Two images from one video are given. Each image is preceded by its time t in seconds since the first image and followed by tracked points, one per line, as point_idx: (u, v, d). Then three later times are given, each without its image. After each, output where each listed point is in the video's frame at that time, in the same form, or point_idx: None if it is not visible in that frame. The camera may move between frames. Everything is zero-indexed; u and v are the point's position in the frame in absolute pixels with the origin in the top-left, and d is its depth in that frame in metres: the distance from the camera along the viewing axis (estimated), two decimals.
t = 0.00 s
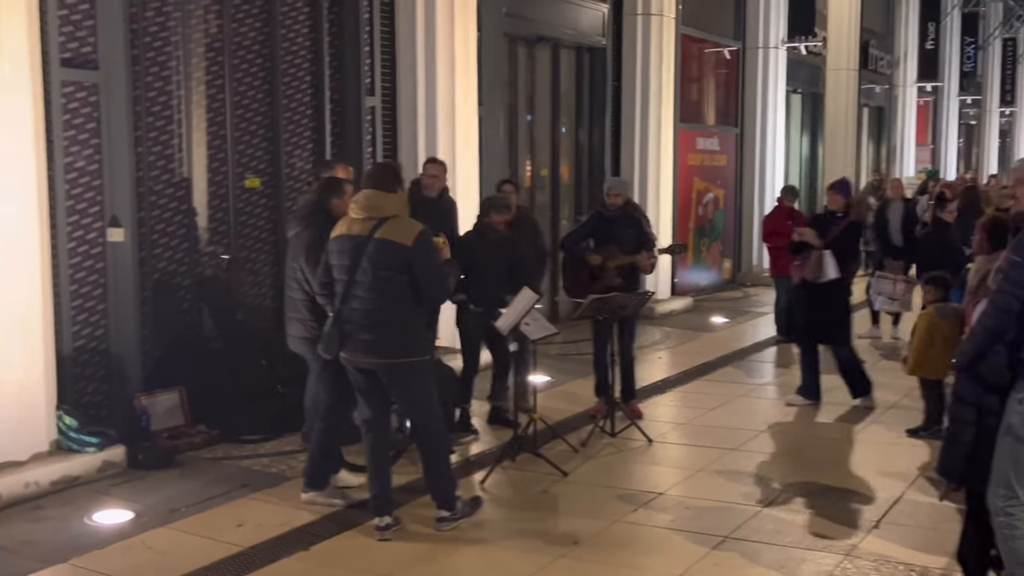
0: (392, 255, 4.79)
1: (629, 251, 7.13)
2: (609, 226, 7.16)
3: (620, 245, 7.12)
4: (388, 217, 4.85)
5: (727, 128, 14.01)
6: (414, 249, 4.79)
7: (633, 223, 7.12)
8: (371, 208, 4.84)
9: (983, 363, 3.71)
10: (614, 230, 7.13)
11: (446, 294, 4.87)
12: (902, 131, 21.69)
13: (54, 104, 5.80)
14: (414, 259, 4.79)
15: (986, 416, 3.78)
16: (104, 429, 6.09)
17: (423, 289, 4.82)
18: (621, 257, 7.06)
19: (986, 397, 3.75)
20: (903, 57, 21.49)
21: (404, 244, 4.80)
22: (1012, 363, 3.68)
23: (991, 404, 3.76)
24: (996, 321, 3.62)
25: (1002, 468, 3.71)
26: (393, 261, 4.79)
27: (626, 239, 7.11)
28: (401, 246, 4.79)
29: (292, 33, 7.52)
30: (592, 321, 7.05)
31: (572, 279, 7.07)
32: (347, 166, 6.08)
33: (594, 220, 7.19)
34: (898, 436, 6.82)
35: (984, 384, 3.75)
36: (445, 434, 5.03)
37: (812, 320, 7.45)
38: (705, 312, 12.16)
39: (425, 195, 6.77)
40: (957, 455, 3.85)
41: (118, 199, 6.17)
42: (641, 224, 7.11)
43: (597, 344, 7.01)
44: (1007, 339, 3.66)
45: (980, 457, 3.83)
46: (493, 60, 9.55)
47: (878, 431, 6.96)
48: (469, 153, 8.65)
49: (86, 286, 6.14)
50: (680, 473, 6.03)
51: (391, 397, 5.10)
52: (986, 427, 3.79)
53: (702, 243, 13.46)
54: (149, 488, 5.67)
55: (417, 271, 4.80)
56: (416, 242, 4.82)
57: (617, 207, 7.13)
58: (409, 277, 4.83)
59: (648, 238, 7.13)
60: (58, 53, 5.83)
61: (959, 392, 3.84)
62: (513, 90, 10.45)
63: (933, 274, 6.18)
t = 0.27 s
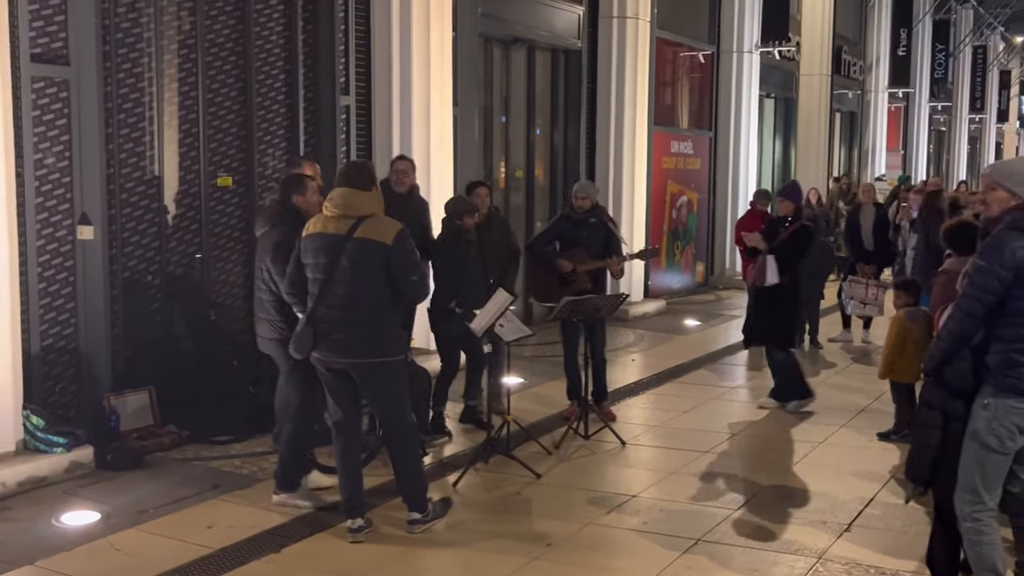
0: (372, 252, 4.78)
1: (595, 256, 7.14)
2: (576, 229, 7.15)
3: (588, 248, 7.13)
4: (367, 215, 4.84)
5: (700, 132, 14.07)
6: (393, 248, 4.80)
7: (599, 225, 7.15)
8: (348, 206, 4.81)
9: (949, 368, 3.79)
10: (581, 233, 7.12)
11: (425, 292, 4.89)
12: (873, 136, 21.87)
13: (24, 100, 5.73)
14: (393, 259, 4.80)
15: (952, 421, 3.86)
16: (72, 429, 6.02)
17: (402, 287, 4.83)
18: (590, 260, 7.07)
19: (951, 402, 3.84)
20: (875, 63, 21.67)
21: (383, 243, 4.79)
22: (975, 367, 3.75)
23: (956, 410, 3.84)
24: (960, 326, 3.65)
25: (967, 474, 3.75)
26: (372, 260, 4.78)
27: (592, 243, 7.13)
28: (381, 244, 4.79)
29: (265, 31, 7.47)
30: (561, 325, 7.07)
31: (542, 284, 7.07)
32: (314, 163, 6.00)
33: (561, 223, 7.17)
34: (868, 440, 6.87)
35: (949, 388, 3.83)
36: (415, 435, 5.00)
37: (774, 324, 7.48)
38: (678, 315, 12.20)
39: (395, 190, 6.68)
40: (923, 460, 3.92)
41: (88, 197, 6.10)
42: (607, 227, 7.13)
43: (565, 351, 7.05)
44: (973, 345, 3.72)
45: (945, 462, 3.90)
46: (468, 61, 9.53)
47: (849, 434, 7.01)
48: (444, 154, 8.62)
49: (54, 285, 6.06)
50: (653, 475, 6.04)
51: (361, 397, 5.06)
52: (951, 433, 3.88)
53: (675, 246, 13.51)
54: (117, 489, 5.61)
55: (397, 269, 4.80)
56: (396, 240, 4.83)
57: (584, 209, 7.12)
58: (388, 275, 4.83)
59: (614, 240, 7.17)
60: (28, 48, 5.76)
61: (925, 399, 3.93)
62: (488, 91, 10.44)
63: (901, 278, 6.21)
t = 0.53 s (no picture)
0: (365, 255, 4.76)
1: (583, 258, 7.14)
2: (564, 232, 7.13)
3: (576, 251, 7.13)
4: (363, 217, 4.82)
5: (691, 134, 14.09)
6: (387, 251, 4.78)
7: (586, 228, 7.16)
8: (341, 207, 4.79)
9: (926, 377, 3.76)
10: (570, 235, 7.12)
11: (419, 296, 4.87)
12: (864, 140, 21.90)
13: (13, 97, 5.70)
14: (387, 261, 4.78)
15: (928, 430, 3.83)
16: (59, 427, 5.99)
17: (395, 290, 4.81)
18: (579, 262, 7.07)
19: (926, 410, 3.81)
20: (866, 67, 21.73)
21: (377, 245, 4.78)
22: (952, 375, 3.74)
23: (931, 419, 3.82)
24: (938, 335, 3.62)
25: (944, 484, 3.75)
26: (365, 263, 4.76)
27: (581, 245, 7.14)
28: (375, 247, 4.78)
29: (257, 30, 7.46)
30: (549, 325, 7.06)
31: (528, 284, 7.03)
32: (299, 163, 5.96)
33: (549, 225, 7.16)
34: (857, 443, 6.88)
35: (925, 397, 3.80)
36: (405, 437, 4.99)
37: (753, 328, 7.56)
38: (668, 317, 12.21)
39: (380, 190, 6.65)
40: (898, 468, 3.87)
41: (77, 195, 6.08)
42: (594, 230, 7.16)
43: (553, 353, 7.06)
44: (951, 355, 3.71)
45: (920, 471, 3.88)
46: (460, 61, 9.52)
47: (838, 438, 7.02)
48: (435, 154, 8.61)
49: (42, 283, 6.04)
50: (642, 477, 6.04)
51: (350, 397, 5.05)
52: (926, 442, 3.85)
53: (666, 248, 13.52)
54: (104, 488, 5.59)
55: (390, 272, 4.78)
56: (389, 243, 4.81)
57: (571, 212, 7.13)
58: (381, 278, 4.81)
59: (602, 242, 7.19)
60: (17, 44, 5.73)
61: (900, 406, 3.88)
62: (480, 92, 10.43)
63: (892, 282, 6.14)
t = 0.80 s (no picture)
0: (364, 254, 4.75)
1: (584, 257, 7.15)
2: (566, 231, 7.15)
3: (576, 251, 7.14)
4: (361, 214, 4.81)
5: (693, 134, 14.07)
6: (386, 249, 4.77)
7: (588, 229, 7.16)
8: (339, 205, 4.78)
9: (925, 378, 3.72)
10: (572, 235, 7.13)
11: (417, 294, 4.86)
12: (867, 140, 21.92)
13: (14, 93, 5.69)
14: (386, 260, 4.77)
15: (926, 433, 3.75)
16: (59, 424, 5.98)
17: (394, 288, 4.80)
18: (579, 261, 7.05)
19: (926, 412, 3.74)
20: (869, 67, 21.72)
21: (375, 243, 4.77)
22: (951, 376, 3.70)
23: (931, 421, 3.75)
24: (936, 335, 3.61)
25: (944, 488, 3.73)
26: (364, 261, 4.75)
27: (581, 244, 7.15)
28: (373, 245, 4.76)
29: (259, 28, 7.46)
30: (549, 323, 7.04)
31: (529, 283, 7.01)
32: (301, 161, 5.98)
33: (551, 225, 7.17)
34: (858, 443, 6.86)
35: (926, 398, 3.73)
36: (406, 434, 4.99)
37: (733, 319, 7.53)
38: (669, 316, 12.20)
39: (379, 188, 6.60)
40: (893, 471, 3.77)
41: (78, 192, 6.07)
42: (595, 230, 7.16)
43: (553, 352, 7.05)
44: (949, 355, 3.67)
45: (917, 475, 3.79)
46: (462, 60, 9.51)
47: (839, 438, 7.00)
48: (437, 153, 8.60)
49: (43, 280, 6.03)
50: (642, 477, 6.03)
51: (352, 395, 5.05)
52: (924, 445, 3.76)
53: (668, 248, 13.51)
54: (104, 486, 5.58)
55: (390, 270, 4.77)
56: (388, 241, 4.80)
57: (573, 212, 7.13)
58: (380, 276, 4.80)
59: (603, 240, 7.18)
60: (19, 41, 5.72)
61: (899, 409, 3.78)
62: (482, 90, 10.42)
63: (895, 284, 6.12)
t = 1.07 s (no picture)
0: (367, 251, 4.75)
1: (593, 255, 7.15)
2: (575, 228, 7.15)
3: (585, 247, 7.14)
4: (366, 212, 4.82)
5: (701, 133, 14.05)
6: (389, 246, 4.76)
7: (596, 226, 7.18)
8: (343, 202, 4.78)
9: (941, 376, 3.68)
10: (581, 232, 7.13)
11: (422, 291, 4.84)
12: (876, 138, 21.90)
13: (22, 91, 5.70)
14: (389, 257, 4.76)
15: (941, 431, 3.73)
16: (66, 422, 5.99)
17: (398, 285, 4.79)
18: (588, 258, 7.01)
19: (943, 409, 3.71)
20: (878, 66, 21.65)
21: (379, 241, 4.76)
22: (968, 373, 3.67)
23: (947, 418, 3.72)
24: (953, 333, 3.58)
25: (958, 486, 3.70)
26: (368, 259, 4.75)
27: (590, 242, 7.15)
28: (377, 242, 4.76)
29: (266, 26, 7.46)
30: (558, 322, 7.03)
31: (536, 279, 6.98)
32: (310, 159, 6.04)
33: (560, 222, 7.16)
34: (867, 442, 6.83)
35: (941, 395, 3.70)
36: (415, 432, 4.98)
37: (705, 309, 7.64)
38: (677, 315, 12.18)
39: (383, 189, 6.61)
40: (907, 471, 3.76)
41: (85, 190, 6.08)
42: (604, 226, 7.17)
43: (562, 347, 7.05)
44: (967, 353, 3.66)
45: (932, 473, 3.78)
46: (470, 58, 9.50)
47: (848, 436, 6.98)
48: (445, 150, 8.60)
49: (51, 278, 6.04)
50: (649, 476, 6.01)
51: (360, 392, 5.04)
52: (939, 442, 3.75)
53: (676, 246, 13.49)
54: (111, 483, 5.59)
55: (393, 267, 4.76)
56: (392, 238, 4.78)
57: (583, 209, 7.12)
58: (385, 273, 4.79)
59: (613, 238, 7.19)
60: (26, 39, 5.73)
61: (914, 407, 3.75)
62: (489, 89, 10.41)
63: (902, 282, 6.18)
